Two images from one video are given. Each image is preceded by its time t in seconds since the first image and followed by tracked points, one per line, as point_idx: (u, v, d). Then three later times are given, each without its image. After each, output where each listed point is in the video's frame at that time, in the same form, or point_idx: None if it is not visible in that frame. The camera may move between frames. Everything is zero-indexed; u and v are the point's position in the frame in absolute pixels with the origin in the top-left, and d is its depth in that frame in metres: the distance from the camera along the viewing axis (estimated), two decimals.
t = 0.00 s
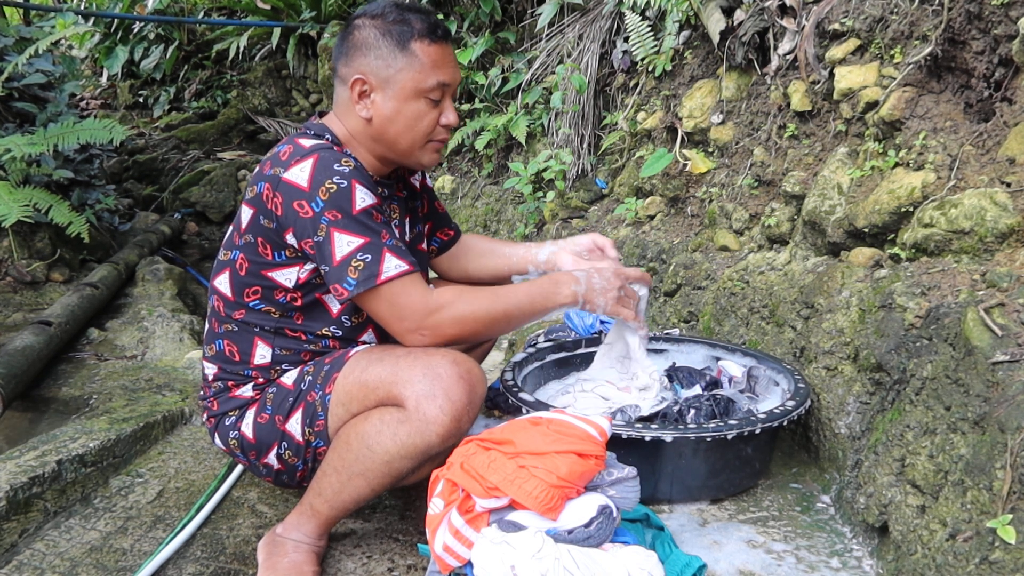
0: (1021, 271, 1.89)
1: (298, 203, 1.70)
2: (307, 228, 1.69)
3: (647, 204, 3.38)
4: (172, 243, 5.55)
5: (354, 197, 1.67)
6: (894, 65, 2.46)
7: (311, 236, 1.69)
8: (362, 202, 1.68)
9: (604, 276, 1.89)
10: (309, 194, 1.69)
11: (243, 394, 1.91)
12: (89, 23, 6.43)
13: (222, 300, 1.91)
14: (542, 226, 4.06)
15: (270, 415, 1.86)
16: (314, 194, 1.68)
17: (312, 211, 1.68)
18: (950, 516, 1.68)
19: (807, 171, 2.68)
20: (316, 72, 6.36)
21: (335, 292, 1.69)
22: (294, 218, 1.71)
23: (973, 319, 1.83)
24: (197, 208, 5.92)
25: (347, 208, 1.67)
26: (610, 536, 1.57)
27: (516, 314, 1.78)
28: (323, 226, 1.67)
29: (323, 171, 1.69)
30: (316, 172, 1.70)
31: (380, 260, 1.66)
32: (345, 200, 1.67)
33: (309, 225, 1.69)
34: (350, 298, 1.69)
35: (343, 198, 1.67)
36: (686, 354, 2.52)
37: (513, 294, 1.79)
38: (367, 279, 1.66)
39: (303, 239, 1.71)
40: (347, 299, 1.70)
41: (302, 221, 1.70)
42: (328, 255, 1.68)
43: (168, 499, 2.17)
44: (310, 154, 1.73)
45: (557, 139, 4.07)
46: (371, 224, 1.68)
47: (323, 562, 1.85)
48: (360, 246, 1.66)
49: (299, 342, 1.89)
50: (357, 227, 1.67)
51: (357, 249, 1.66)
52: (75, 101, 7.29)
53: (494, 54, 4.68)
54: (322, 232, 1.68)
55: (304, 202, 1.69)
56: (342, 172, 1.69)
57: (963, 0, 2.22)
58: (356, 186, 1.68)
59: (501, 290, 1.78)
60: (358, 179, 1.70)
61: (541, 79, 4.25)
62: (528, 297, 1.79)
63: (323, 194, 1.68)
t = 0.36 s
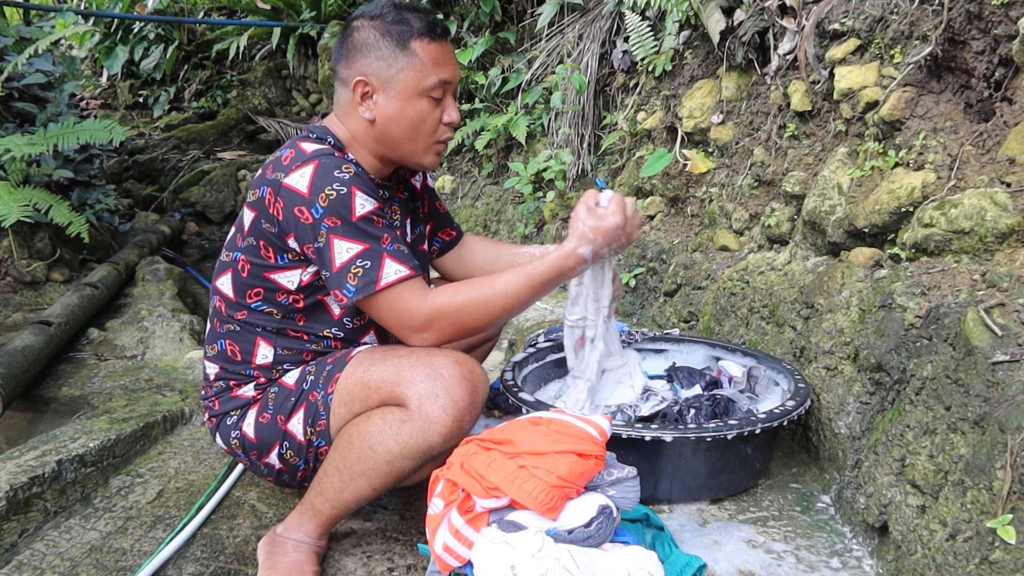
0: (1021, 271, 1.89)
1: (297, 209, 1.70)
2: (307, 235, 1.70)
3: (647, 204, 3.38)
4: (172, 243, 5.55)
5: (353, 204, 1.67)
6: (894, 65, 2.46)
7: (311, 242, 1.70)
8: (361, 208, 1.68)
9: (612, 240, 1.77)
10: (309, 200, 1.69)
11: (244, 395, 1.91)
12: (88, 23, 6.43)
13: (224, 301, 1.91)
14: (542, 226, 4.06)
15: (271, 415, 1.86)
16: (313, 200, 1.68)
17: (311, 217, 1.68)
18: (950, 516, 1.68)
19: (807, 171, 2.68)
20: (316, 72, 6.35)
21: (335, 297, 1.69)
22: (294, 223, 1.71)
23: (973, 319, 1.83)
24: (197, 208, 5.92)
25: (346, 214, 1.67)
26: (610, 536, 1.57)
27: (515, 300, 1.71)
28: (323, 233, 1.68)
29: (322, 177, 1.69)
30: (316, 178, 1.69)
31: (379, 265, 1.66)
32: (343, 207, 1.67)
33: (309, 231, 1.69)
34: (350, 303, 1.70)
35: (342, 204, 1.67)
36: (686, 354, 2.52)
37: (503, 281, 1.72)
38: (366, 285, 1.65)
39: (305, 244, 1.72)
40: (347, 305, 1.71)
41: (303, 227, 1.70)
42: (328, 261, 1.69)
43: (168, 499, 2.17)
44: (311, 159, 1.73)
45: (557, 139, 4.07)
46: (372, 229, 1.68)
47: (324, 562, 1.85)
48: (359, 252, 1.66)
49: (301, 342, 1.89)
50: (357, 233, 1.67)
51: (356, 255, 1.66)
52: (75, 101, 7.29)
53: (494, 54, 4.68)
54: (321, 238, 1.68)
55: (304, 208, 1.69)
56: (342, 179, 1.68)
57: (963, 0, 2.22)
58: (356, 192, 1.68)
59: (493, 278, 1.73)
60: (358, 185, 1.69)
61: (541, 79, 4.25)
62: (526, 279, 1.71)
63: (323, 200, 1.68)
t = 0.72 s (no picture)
0: (1021, 271, 1.89)
1: (308, 205, 1.70)
2: (317, 230, 1.69)
3: (647, 204, 3.38)
4: (172, 243, 5.55)
5: (364, 199, 1.68)
6: (894, 65, 2.46)
7: (322, 238, 1.69)
8: (372, 204, 1.68)
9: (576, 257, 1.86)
10: (320, 196, 1.69)
11: (243, 394, 1.91)
12: (89, 23, 6.43)
13: (225, 300, 1.90)
14: (542, 226, 4.06)
15: (270, 415, 1.86)
16: (324, 196, 1.68)
17: (323, 212, 1.68)
18: (950, 516, 1.68)
19: (807, 171, 2.68)
20: (316, 72, 6.35)
21: (346, 294, 1.69)
22: (303, 219, 1.71)
23: (973, 319, 1.83)
24: (197, 208, 5.93)
25: (358, 210, 1.67)
26: (610, 536, 1.57)
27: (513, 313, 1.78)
28: (334, 228, 1.67)
29: (333, 173, 1.69)
30: (326, 174, 1.69)
31: (390, 261, 1.66)
32: (355, 202, 1.67)
33: (320, 227, 1.69)
34: (360, 299, 1.69)
35: (354, 199, 1.67)
36: (686, 354, 2.52)
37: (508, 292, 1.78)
38: (378, 280, 1.66)
39: (313, 241, 1.71)
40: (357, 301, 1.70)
41: (313, 223, 1.69)
42: (339, 257, 1.68)
43: (168, 499, 2.17)
44: (319, 156, 1.73)
45: (557, 139, 4.07)
46: (382, 225, 1.68)
47: (322, 562, 1.85)
48: (371, 248, 1.66)
49: (301, 342, 1.89)
50: (368, 229, 1.67)
51: (368, 251, 1.66)
52: (75, 102, 7.29)
53: (494, 54, 4.67)
54: (332, 234, 1.68)
55: (314, 204, 1.69)
56: (353, 175, 1.69)
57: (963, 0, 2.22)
58: (366, 188, 1.69)
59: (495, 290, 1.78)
60: (368, 180, 1.70)
61: (541, 79, 4.25)
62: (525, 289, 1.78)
63: (334, 196, 1.68)
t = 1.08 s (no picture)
0: (1021, 271, 1.89)
1: (308, 206, 1.69)
2: (315, 232, 1.69)
3: (647, 204, 3.38)
4: (172, 243, 5.55)
5: (363, 199, 1.67)
6: (894, 65, 2.46)
7: (320, 239, 1.69)
8: (371, 204, 1.68)
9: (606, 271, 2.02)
10: (319, 197, 1.69)
11: (243, 395, 1.91)
12: (89, 23, 6.43)
13: (225, 301, 1.91)
14: (542, 226, 4.06)
15: (270, 416, 1.86)
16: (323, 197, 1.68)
17: (322, 214, 1.68)
18: (950, 516, 1.68)
19: (807, 171, 2.68)
20: (316, 72, 6.35)
21: (345, 295, 1.68)
22: (302, 221, 1.71)
23: (973, 319, 1.83)
24: (197, 208, 5.93)
25: (356, 211, 1.67)
26: (610, 536, 1.57)
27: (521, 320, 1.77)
28: (333, 229, 1.67)
29: (332, 173, 1.69)
30: (325, 174, 1.69)
31: (389, 263, 1.65)
32: (354, 203, 1.67)
33: (319, 229, 1.69)
34: (360, 301, 1.68)
35: (353, 200, 1.67)
36: (686, 354, 2.52)
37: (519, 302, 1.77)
38: (376, 282, 1.65)
39: (312, 242, 1.71)
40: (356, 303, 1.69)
41: (311, 224, 1.70)
42: (338, 258, 1.68)
43: (168, 499, 2.17)
44: (319, 156, 1.73)
45: (557, 139, 4.07)
46: (381, 226, 1.67)
47: (323, 562, 1.85)
48: (370, 249, 1.65)
49: (301, 342, 1.89)
50: (367, 230, 1.66)
51: (366, 252, 1.65)
52: (75, 102, 7.29)
53: (494, 54, 4.67)
54: (331, 235, 1.67)
55: (313, 205, 1.69)
56: (351, 175, 1.69)
57: None
58: (366, 189, 1.68)
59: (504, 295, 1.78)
60: (367, 180, 1.70)
61: (541, 79, 4.25)
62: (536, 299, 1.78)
63: (333, 197, 1.68)
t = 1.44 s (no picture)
0: (1021, 271, 1.89)
1: (298, 205, 1.70)
2: (307, 231, 1.70)
3: (647, 204, 3.38)
4: (172, 243, 5.55)
5: (353, 200, 1.67)
6: (894, 65, 2.46)
7: (311, 239, 1.70)
8: (361, 205, 1.67)
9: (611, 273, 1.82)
10: (309, 197, 1.69)
11: (243, 394, 1.91)
12: (89, 23, 6.43)
13: (223, 300, 1.90)
14: (542, 227, 4.06)
15: (270, 415, 1.85)
16: (313, 196, 1.68)
17: (311, 213, 1.68)
18: (950, 516, 1.68)
19: (807, 171, 2.68)
20: (316, 72, 6.35)
21: (334, 295, 1.69)
22: (294, 220, 1.71)
23: (973, 319, 1.83)
24: (197, 208, 5.93)
25: (346, 211, 1.67)
26: (610, 536, 1.57)
27: (516, 316, 1.72)
28: (322, 229, 1.68)
29: (323, 173, 1.69)
30: (316, 174, 1.70)
31: (378, 264, 1.65)
32: (343, 204, 1.67)
33: (309, 228, 1.69)
34: (349, 300, 1.69)
35: (342, 201, 1.67)
36: (686, 354, 2.52)
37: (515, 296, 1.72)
38: (364, 283, 1.65)
39: (305, 241, 1.71)
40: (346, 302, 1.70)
41: (302, 223, 1.70)
42: (327, 258, 1.68)
43: (168, 499, 2.17)
44: (311, 155, 1.73)
45: (557, 139, 4.07)
46: (371, 226, 1.67)
47: (323, 562, 1.85)
48: (358, 250, 1.66)
49: (300, 341, 1.89)
50: (356, 231, 1.67)
51: (355, 252, 1.66)
52: (75, 102, 7.30)
53: (494, 54, 4.67)
54: (321, 235, 1.68)
55: (304, 205, 1.69)
56: (342, 175, 1.69)
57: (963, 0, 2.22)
58: (356, 189, 1.68)
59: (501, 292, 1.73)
60: (358, 181, 1.69)
61: (541, 79, 4.25)
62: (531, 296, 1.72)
63: (323, 197, 1.68)
